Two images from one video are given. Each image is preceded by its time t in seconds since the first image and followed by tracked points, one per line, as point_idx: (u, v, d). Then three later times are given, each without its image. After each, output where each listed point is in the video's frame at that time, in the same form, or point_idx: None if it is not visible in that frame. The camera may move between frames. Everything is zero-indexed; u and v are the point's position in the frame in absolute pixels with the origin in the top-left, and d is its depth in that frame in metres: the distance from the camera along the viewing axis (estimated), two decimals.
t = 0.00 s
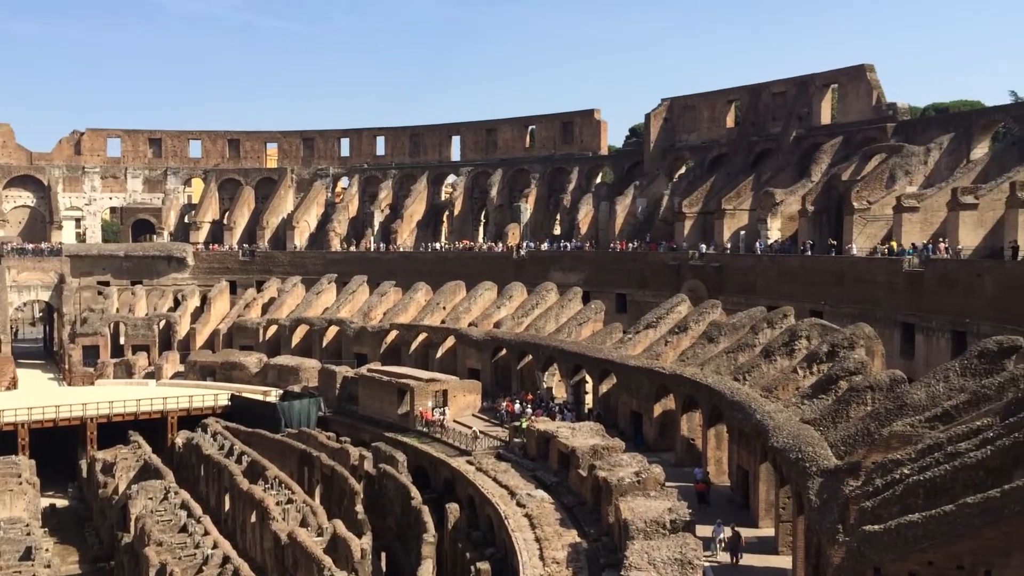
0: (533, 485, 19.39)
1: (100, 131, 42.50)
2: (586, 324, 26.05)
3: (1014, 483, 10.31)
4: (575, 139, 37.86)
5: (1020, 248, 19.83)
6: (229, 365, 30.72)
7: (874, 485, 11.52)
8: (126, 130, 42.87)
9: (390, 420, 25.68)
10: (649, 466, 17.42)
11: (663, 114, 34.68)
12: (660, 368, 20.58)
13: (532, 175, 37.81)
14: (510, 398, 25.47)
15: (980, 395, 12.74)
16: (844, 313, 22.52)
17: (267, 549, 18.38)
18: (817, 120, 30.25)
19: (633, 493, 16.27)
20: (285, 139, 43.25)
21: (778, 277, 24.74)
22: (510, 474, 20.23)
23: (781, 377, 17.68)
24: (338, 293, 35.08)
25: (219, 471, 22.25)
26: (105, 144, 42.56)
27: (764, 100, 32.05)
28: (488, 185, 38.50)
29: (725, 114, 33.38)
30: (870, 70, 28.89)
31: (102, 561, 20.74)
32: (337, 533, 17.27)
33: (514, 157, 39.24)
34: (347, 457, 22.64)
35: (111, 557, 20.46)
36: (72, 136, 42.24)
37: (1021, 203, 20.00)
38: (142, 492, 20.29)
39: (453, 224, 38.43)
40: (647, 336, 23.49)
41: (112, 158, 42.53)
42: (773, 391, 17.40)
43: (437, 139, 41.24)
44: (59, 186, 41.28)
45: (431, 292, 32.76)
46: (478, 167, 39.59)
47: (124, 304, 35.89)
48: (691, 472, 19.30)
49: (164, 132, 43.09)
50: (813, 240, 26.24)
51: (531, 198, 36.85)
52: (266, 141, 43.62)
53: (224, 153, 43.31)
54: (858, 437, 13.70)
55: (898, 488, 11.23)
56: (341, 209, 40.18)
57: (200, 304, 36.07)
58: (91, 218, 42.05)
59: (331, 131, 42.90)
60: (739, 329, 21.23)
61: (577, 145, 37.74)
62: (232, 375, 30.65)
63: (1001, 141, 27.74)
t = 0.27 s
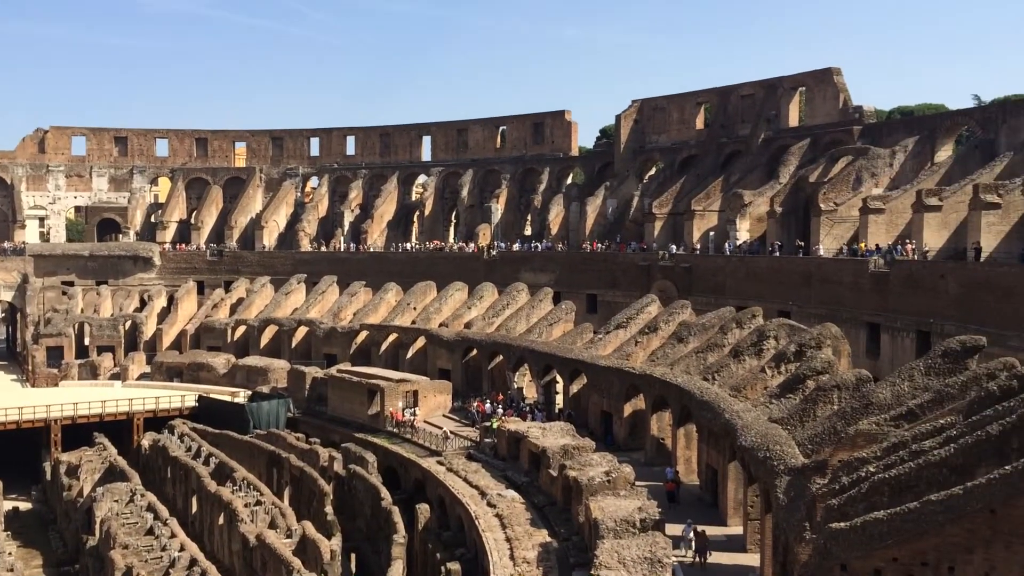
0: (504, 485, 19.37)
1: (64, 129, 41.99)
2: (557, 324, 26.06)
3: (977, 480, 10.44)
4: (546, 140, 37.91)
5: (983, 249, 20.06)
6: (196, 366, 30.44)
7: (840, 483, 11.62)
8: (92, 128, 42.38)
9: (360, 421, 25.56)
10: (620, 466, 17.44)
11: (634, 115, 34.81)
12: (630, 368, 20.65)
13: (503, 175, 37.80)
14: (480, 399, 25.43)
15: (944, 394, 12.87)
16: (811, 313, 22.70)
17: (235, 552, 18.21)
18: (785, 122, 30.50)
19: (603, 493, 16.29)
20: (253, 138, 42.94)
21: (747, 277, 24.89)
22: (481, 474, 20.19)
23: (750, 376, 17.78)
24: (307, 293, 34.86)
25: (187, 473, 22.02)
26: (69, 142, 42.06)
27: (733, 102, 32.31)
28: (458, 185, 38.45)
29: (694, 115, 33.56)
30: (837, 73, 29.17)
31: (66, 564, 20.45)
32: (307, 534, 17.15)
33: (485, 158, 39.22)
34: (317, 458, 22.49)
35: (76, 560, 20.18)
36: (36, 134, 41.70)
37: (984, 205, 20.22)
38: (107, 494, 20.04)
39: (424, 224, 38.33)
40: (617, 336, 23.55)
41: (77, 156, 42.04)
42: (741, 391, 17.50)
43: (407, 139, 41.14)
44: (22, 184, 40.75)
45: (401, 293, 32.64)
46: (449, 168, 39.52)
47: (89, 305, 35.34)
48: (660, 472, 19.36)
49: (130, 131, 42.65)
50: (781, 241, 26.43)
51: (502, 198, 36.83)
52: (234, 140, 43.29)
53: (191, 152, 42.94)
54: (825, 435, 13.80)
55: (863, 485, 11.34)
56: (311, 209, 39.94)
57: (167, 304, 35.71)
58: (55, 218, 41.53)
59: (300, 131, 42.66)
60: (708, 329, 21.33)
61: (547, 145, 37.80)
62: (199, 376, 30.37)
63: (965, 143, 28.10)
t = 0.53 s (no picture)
0: (472, 483, 19.34)
1: (24, 125, 41.37)
2: (525, 322, 26.05)
3: (937, 474, 10.56)
4: (514, 138, 37.89)
5: (944, 247, 20.31)
6: (160, 364, 30.11)
7: (804, 479, 11.72)
8: (53, 124, 41.79)
9: (327, 419, 25.41)
10: (587, 462, 17.48)
11: (602, 114, 34.91)
12: (598, 365, 20.71)
13: (472, 173, 37.72)
14: (449, 396, 25.35)
15: (906, 389, 13.02)
16: (777, 310, 22.88)
17: (200, 552, 18.01)
18: (751, 121, 30.71)
19: (571, 489, 16.30)
20: (218, 134, 42.54)
21: (713, 275, 25.03)
22: (449, 472, 20.13)
23: (716, 373, 17.89)
24: (274, 291, 34.60)
25: (151, 473, 21.77)
26: (30, 138, 41.45)
27: (700, 100, 32.52)
28: (426, 183, 38.31)
29: (662, 114, 33.70)
30: (802, 73, 29.42)
31: (27, 567, 20.14)
32: (273, 534, 17.02)
33: (453, 155, 39.12)
34: (283, 457, 22.32)
35: (37, 562, 19.87)
36: None
37: (944, 204, 20.50)
38: (69, 495, 19.76)
39: (392, 222, 38.17)
40: (585, 334, 23.59)
41: (37, 152, 41.47)
42: (707, 387, 17.60)
43: (375, 136, 40.95)
44: None
45: (369, 291, 32.49)
46: (417, 165, 39.36)
47: (51, 303, 34.92)
48: (628, 468, 19.43)
49: (92, 126, 42.11)
50: (747, 239, 26.61)
51: (471, 195, 36.75)
52: (199, 136, 42.86)
53: (155, 148, 42.47)
54: (789, 431, 13.91)
55: (827, 480, 11.44)
56: (278, 206, 39.63)
57: (130, 302, 35.30)
58: (15, 214, 40.90)
59: (267, 127, 42.32)
60: (675, 326, 21.43)
61: (516, 143, 37.79)
62: (163, 375, 30.05)
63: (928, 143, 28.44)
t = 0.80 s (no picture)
0: (437, 482, 19.28)
1: None
2: (490, 320, 26.03)
3: (895, 470, 10.69)
4: (480, 136, 37.85)
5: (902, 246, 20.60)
6: (119, 364, 29.72)
7: (766, 475, 11.83)
8: (9, 119, 41.11)
9: (290, 419, 25.22)
10: (552, 461, 17.49)
11: (567, 113, 34.96)
12: (563, 363, 20.75)
13: (437, 171, 37.62)
14: (413, 395, 25.27)
15: (865, 387, 13.17)
16: (740, 308, 23.06)
17: (160, 554, 17.79)
18: (714, 121, 30.92)
19: (536, 488, 16.30)
20: (180, 131, 42.08)
21: (677, 273, 25.17)
22: (413, 472, 20.06)
23: (679, 371, 17.98)
24: (236, 289, 34.27)
25: (109, 474, 21.46)
26: None
27: (664, 100, 32.69)
28: (391, 181, 38.14)
29: (626, 113, 33.83)
30: (764, 74, 29.68)
31: None
32: (235, 534, 16.85)
33: (418, 153, 39.00)
34: (246, 457, 22.12)
35: None
36: None
37: (903, 204, 20.79)
38: (25, 497, 19.42)
39: (356, 220, 37.96)
40: (550, 332, 23.61)
41: None
42: (671, 385, 17.69)
43: (339, 134, 40.71)
44: None
45: (333, 289, 32.29)
46: (382, 163, 39.18)
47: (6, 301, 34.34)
48: (592, 466, 19.47)
49: (50, 121, 41.49)
50: (711, 238, 26.79)
51: (436, 193, 36.63)
52: (160, 132, 42.37)
53: (114, 144, 41.92)
54: (751, 428, 14.01)
55: (788, 477, 11.54)
56: (240, 203, 39.27)
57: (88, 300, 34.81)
58: None
59: (229, 123, 41.93)
60: (640, 324, 21.52)
61: (481, 142, 37.76)
62: (123, 375, 29.66)
63: (888, 144, 28.79)
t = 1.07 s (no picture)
0: (397, 483, 19.24)
1: None
2: (452, 321, 26.02)
3: (850, 469, 10.89)
4: (441, 136, 37.81)
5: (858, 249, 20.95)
6: (73, 365, 29.29)
7: (725, 475, 11.97)
8: None
9: (248, 421, 25.00)
10: (513, 461, 17.53)
11: (529, 114, 35.06)
12: (524, 364, 20.82)
13: (398, 171, 37.52)
14: (374, 397, 25.18)
15: (821, 387, 13.37)
16: (699, 310, 23.28)
17: (114, 558, 17.54)
18: (675, 124, 31.18)
19: (497, 488, 16.32)
20: (136, 128, 41.56)
21: (637, 275, 25.35)
22: (373, 473, 19.99)
23: (640, 372, 18.12)
24: (194, 289, 33.91)
25: (62, 477, 21.13)
26: None
27: (625, 103, 32.88)
28: (352, 180, 37.97)
29: (588, 115, 33.99)
30: (724, 78, 29.99)
31: None
32: (191, 538, 16.68)
33: (379, 153, 38.86)
34: (203, 460, 21.90)
35: None
36: None
37: (858, 207, 21.14)
38: None
39: (317, 220, 37.76)
40: (512, 333, 23.66)
41: None
42: (631, 386, 17.82)
43: (299, 133, 40.45)
44: None
45: (293, 289, 32.07)
46: (342, 162, 38.99)
47: None
48: (553, 467, 19.54)
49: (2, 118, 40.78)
50: (670, 240, 27.01)
51: (397, 193, 36.55)
52: (115, 129, 41.81)
53: (69, 141, 41.29)
54: (710, 428, 14.18)
55: (746, 476, 11.70)
56: (198, 202, 38.88)
57: (41, 301, 34.27)
58: None
59: (187, 121, 41.48)
60: (600, 325, 21.64)
61: (442, 142, 37.72)
62: (76, 377, 29.24)
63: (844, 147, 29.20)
